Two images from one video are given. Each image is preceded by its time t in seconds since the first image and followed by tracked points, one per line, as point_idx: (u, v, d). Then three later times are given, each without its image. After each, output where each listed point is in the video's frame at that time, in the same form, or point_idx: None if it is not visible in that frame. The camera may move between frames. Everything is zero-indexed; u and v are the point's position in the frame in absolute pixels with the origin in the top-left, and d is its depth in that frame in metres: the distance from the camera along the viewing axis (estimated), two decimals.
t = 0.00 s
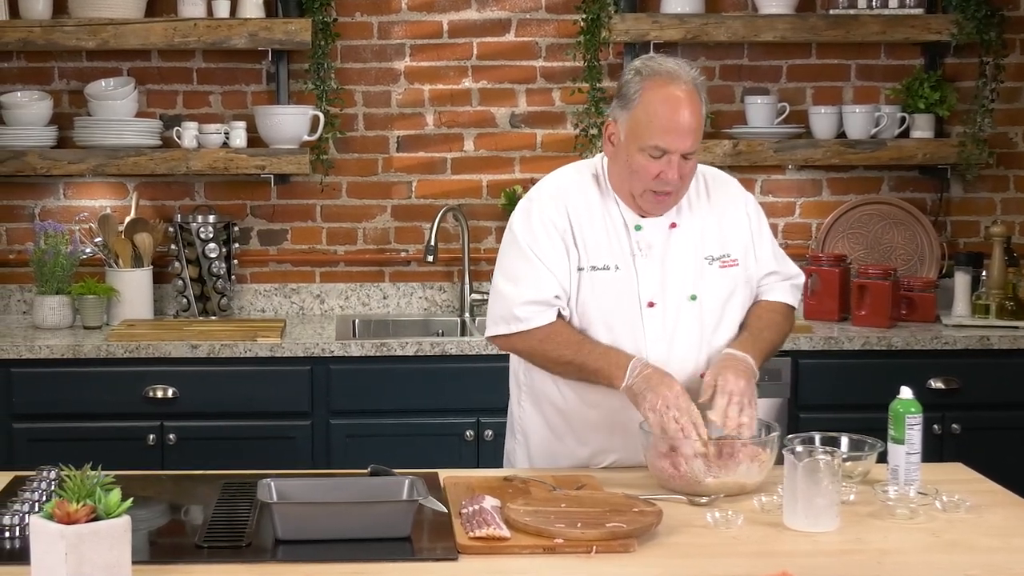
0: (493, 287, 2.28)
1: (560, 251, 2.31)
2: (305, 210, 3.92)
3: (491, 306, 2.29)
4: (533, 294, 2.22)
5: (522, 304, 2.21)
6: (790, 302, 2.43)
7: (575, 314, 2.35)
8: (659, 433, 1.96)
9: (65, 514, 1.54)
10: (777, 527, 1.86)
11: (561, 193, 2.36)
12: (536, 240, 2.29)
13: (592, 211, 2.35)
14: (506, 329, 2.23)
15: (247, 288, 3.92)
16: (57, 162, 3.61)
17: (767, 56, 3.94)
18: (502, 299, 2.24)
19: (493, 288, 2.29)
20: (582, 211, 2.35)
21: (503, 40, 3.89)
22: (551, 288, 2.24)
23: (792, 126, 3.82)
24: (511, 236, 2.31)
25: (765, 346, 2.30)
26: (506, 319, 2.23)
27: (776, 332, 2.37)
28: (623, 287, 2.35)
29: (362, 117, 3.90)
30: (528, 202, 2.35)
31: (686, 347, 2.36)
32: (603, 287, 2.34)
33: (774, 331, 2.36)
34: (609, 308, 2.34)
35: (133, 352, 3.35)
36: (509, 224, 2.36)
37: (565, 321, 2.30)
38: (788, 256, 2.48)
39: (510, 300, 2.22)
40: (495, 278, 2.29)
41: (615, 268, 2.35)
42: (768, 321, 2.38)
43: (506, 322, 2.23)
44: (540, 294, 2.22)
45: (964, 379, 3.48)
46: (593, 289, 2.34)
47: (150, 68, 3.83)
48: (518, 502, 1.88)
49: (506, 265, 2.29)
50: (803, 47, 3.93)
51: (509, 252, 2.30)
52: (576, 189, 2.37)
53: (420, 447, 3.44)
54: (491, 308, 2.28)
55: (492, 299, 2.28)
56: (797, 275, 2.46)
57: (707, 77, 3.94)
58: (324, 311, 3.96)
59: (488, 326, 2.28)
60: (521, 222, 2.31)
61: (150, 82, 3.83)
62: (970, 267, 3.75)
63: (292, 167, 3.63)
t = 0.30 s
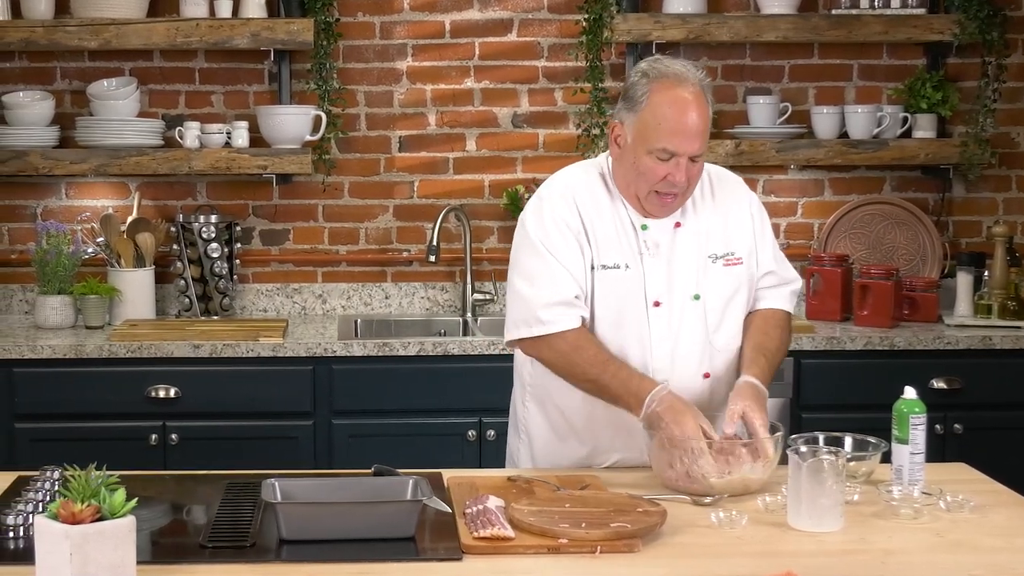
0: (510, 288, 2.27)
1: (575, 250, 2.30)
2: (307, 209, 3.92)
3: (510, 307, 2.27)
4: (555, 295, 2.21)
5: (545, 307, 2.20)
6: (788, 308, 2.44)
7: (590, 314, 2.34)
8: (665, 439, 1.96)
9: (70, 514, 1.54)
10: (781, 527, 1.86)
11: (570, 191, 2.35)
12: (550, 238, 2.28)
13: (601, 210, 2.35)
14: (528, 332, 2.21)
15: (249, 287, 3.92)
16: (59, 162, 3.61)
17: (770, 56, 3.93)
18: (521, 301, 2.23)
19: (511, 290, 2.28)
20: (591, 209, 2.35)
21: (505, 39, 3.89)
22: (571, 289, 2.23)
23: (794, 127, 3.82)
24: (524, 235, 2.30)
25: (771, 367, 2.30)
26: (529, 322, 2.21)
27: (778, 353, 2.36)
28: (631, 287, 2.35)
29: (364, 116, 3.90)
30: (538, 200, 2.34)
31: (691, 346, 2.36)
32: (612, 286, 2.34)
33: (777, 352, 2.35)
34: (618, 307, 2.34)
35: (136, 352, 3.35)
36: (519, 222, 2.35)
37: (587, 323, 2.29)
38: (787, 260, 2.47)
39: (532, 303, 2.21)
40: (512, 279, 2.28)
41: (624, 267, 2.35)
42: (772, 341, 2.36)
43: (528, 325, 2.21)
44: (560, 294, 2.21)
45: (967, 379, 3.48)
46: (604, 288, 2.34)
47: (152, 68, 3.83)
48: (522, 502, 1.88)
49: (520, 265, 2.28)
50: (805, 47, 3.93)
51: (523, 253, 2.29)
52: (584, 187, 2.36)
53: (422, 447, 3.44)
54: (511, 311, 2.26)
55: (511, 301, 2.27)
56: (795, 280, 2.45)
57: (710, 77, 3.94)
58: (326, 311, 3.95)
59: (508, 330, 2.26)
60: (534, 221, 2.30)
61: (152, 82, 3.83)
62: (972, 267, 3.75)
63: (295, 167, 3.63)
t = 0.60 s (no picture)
0: (524, 296, 2.27)
1: (585, 256, 2.29)
2: (309, 209, 3.92)
3: (525, 316, 2.27)
4: (567, 303, 2.21)
5: (557, 314, 2.20)
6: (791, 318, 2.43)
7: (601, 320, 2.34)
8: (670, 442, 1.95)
9: (74, 514, 1.53)
10: (785, 527, 1.86)
11: (577, 196, 2.35)
12: (559, 244, 2.28)
13: (608, 213, 2.36)
14: (544, 339, 2.21)
15: (250, 287, 3.92)
16: (61, 162, 3.61)
17: (771, 56, 3.93)
18: (535, 309, 2.23)
19: (524, 299, 2.28)
20: (598, 214, 2.35)
21: (507, 39, 3.89)
22: (584, 296, 2.23)
23: (796, 126, 3.82)
24: (534, 241, 2.29)
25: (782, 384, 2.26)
26: (544, 329, 2.21)
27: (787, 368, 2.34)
28: (638, 290, 2.34)
29: (366, 116, 3.90)
30: (546, 206, 2.34)
31: (696, 350, 2.36)
32: (620, 290, 2.34)
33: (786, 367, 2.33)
34: (625, 311, 2.34)
35: (138, 352, 3.35)
36: (528, 228, 2.35)
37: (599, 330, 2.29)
38: (790, 270, 2.47)
39: (544, 311, 2.21)
40: (524, 287, 2.28)
41: (631, 271, 2.35)
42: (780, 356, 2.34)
43: (543, 332, 2.21)
44: (573, 302, 2.21)
45: (969, 379, 3.48)
46: (614, 293, 2.34)
47: (154, 68, 3.83)
48: (526, 502, 1.88)
49: (531, 272, 2.28)
50: (807, 47, 3.93)
51: (533, 260, 2.28)
52: (591, 192, 2.37)
53: (424, 448, 3.44)
54: (526, 320, 2.26)
55: (524, 309, 2.27)
56: (794, 291, 2.45)
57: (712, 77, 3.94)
58: (328, 311, 3.95)
59: (523, 338, 2.26)
60: (543, 228, 2.30)
61: (154, 82, 3.83)
62: (974, 267, 3.74)
63: (297, 167, 3.63)
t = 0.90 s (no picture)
0: (523, 299, 2.27)
1: (584, 258, 2.29)
2: (311, 209, 3.92)
3: (522, 319, 2.27)
4: (565, 306, 2.21)
5: (554, 317, 2.19)
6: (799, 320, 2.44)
7: (601, 321, 2.33)
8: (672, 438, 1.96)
9: (80, 514, 1.53)
10: (790, 527, 1.86)
11: (578, 198, 2.36)
12: (558, 247, 2.27)
13: (609, 215, 2.36)
14: (539, 342, 2.21)
15: (252, 287, 3.92)
16: (62, 161, 3.61)
17: (773, 56, 3.93)
18: (532, 312, 2.23)
19: (521, 300, 2.28)
20: (599, 216, 2.35)
21: (509, 39, 3.89)
22: (582, 299, 2.23)
23: (798, 126, 3.82)
24: (533, 244, 2.29)
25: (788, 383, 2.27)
26: (540, 332, 2.21)
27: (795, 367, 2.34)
28: (640, 290, 2.34)
29: (368, 116, 3.90)
30: (546, 210, 2.34)
31: (700, 350, 2.36)
32: (620, 292, 2.33)
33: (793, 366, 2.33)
34: (626, 312, 2.33)
35: (141, 352, 3.35)
36: (528, 231, 2.35)
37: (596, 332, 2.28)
38: (796, 275, 2.48)
39: (542, 314, 2.21)
40: (522, 289, 2.28)
41: (632, 272, 2.34)
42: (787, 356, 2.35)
43: (540, 335, 2.21)
44: (571, 305, 2.21)
45: (972, 379, 3.48)
46: (614, 295, 2.33)
47: (156, 68, 3.82)
48: (530, 502, 1.88)
49: (531, 274, 2.27)
50: (809, 47, 3.94)
51: (533, 262, 2.28)
52: (590, 194, 2.37)
53: (426, 448, 3.44)
54: (523, 322, 2.26)
55: (522, 312, 2.27)
56: (802, 294, 2.46)
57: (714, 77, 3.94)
58: (330, 310, 3.96)
59: (520, 340, 2.26)
60: (543, 231, 2.30)
61: (156, 82, 3.83)
62: (976, 267, 3.74)
63: (298, 166, 3.63)
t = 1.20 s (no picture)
0: (517, 301, 2.28)
1: (579, 262, 2.30)
2: (313, 209, 3.92)
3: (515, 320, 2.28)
4: (557, 308, 2.22)
5: (546, 318, 2.21)
6: (802, 323, 2.43)
7: (599, 323, 2.33)
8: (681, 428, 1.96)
9: (85, 514, 1.53)
10: (794, 527, 1.86)
11: (578, 199, 2.36)
12: (553, 250, 2.28)
13: (608, 217, 2.36)
14: (529, 343, 2.22)
15: (254, 287, 3.92)
16: (65, 161, 3.61)
17: (775, 55, 3.93)
18: (525, 313, 2.24)
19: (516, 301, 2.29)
20: (598, 217, 2.35)
21: (511, 39, 3.88)
22: (576, 302, 2.24)
23: (800, 126, 3.81)
24: (530, 246, 2.31)
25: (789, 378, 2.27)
26: (531, 333, 2.22)
27: (797, 365, 2.34)
28: (641, 292, 2.34)
29: (370, 116, 3.90)
30: (545, 211, 2.35)
31: (702, 351, 2.36)
32: (618, 294, 2.34)
33: (796, 365, 2.33)
34: (626, 314, 2.33)
35: (143, 352, 3.35)
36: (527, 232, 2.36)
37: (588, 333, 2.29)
38: (803, 277, 2.48)
39: (534, 314, 2.22)
40: (518, 291, 2.29)
41: (631, 274, 2.35)
42: (789, 353, 2.35)
43: (530, 336, 2.22)
44: (563, 307, 2.22)
45: (975, 379, 3.48)
46: (612, 297, 2.33)
47: (158, 67, 3.82)
48: (535, 502, 1.88)
49: (526, 276, 2.29)
50: (811, 47, 3.93)
51: (528, 264, 2.29)
52: (590, 196, 2.37)
53: (428, 448, 3.43)
54: (516, 323, 2.27)
55: (516, 313, 2.28)
56: (809, 295, 2.46)
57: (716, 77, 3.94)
58: (332, 310, 3.95)
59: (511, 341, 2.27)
60: (539, 232, 2.31)
61: (158, 81, 3.83)
62: (978, 267, 3.74)
63: (300, 166, 3.63)
